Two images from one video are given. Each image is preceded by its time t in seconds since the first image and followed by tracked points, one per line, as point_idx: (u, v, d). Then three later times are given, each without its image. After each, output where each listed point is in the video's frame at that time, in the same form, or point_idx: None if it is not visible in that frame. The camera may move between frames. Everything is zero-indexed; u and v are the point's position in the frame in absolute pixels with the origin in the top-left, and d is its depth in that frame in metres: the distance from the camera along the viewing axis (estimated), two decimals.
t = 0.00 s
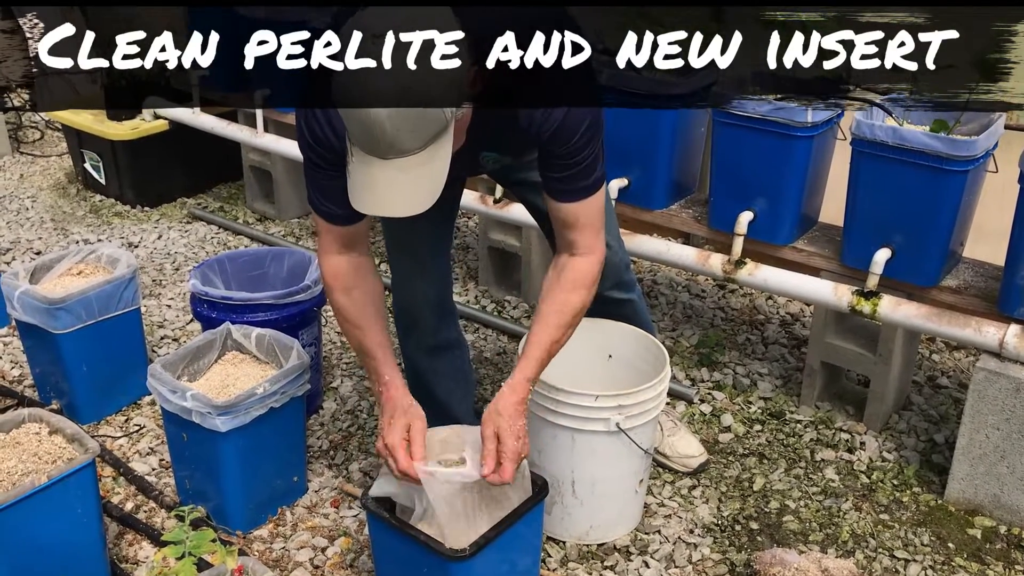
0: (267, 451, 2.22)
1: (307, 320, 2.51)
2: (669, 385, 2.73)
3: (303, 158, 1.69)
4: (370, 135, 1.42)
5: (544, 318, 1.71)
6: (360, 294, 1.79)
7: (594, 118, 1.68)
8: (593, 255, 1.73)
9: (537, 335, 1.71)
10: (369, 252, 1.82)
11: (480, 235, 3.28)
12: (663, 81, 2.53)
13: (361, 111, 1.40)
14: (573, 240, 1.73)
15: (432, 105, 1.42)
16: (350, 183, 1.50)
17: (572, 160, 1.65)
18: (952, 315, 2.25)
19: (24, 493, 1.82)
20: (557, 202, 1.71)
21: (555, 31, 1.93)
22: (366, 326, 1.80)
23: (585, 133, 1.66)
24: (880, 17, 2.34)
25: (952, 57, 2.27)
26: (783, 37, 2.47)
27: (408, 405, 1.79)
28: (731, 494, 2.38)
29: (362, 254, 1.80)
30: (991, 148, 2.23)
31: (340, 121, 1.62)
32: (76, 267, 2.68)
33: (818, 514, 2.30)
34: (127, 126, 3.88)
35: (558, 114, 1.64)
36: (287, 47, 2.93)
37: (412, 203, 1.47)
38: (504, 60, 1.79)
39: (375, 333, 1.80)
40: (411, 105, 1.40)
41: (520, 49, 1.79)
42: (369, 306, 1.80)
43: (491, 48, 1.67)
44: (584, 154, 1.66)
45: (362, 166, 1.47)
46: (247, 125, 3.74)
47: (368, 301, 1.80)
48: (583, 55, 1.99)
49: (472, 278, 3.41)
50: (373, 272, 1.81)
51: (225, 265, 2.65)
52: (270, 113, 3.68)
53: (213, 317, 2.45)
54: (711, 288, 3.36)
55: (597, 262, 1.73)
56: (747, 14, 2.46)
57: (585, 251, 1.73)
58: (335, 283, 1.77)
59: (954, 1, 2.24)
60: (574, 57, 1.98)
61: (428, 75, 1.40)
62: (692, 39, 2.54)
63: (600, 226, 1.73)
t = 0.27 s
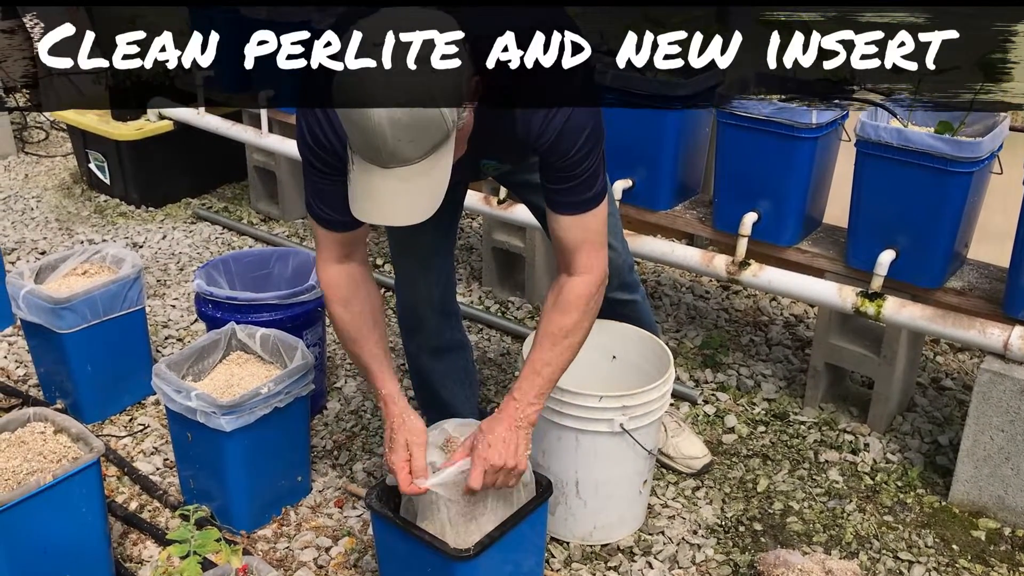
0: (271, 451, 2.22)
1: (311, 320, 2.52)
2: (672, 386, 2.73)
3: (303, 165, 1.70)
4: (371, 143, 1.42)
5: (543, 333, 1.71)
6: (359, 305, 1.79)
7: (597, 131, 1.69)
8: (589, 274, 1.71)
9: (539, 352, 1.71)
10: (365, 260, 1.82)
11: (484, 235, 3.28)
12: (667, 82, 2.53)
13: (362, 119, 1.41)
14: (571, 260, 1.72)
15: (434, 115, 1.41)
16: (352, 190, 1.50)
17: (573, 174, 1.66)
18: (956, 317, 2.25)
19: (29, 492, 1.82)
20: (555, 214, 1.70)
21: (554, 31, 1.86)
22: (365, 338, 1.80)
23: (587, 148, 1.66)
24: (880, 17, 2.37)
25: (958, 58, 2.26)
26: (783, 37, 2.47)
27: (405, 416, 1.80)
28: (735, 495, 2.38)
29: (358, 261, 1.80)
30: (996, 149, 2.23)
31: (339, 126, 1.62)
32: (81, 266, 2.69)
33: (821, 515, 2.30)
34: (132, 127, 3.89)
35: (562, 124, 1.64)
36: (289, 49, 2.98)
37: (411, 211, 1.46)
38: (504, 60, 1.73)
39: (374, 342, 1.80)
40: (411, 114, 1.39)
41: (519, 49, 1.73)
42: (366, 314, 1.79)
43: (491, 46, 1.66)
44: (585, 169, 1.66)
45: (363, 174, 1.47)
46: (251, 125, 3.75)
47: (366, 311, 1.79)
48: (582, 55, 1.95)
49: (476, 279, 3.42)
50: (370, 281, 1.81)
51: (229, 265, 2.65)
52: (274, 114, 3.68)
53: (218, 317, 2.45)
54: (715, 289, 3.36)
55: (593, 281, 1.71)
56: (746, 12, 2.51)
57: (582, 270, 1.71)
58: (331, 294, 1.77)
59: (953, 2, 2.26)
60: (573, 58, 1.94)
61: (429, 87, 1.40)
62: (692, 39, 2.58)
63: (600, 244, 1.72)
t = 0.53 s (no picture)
0: (274, 451, 2.22)
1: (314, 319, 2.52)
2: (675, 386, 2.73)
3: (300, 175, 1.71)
4: (375, 162, 1.42)
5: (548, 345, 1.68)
6: (344, 327, 1.73)
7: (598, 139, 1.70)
8: (592, 283, 1.69)
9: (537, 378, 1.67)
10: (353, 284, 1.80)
11: (487, 235, 3.28)
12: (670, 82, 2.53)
13: (365, 139, 1.40)
14: (573, 270, 1.70)
15: (437, 135, 1.40)
16: (356, 206, 1.51)
17: (574, 183, 1.66)
18: (958, 317, 2.25)
19: (33, 490, 1.83)
20: (558, 221, 1.69)
21: (554, 31, 1.89)
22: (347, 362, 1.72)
23: (588, 157, 1.67)
24: (880, 17, 2.31)
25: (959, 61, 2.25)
26: (783, 36, 2.43)
27: (398, 446, 1.71)
28: (737, 496, 2.38)
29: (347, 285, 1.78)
30: (999, 150, 2.23)
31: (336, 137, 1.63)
32: (85, 266, 2.69)
33: (824, 516, 2.30)
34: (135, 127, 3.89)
35: (563, 130, 1.65)
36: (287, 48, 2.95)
37: (415, 229, 1.46)
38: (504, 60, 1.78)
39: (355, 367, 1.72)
40: (415, 135, 1.39)
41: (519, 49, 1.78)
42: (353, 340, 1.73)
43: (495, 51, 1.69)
44: (590, 177, 1.67)
45: (367, 191, 1.47)
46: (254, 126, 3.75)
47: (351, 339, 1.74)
48: (582, 54, 1.95)
49: (478, 279, 3.42)
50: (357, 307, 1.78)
51: (232, 265, 2.65)
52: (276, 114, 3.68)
53: (221, 316, 2.46)
54: (718, 289, 3.36)
55: (597, 290, 1.69)
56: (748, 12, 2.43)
57: (585, 279, 1.69)
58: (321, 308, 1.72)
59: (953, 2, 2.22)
60: (573, 57, 1.93)
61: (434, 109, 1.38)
62: (691, 39, 2.54)
63: (602, 253, 1.71)
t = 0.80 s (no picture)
0: (274, 452, 2.23)
1: (314, 320, 2.52)
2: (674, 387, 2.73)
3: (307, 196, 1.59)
4: (383, 180, 1.39)
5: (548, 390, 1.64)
6: (352, 378, 1.67)
7: (590, 166, 1.59)
8: (574, 322, 1.60)
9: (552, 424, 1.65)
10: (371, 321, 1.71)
11: (487, 237, 3.28)
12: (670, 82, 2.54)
13: (375, 155, 1.37)
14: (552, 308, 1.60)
15: (446, 153, 1.38)
16: (362, 223, 1.49)
17: (559, 212, 1.56)
18: (958, 319, 2.25)
19: (33, 491, 1.83)
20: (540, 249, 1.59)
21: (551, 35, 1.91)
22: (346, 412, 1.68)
23: (575, 185, 1.57)
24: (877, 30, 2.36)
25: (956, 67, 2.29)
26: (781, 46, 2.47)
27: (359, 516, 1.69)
28: (736, 497, 2.38)
29: (364, 326, 1.68)
30: (998, 150, 2.23)
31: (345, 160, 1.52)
32: (85, 267, 2.69)
33: (823, 517, 2.30)
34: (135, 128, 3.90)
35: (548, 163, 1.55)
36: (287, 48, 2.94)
37: (423, 246, 1.45)
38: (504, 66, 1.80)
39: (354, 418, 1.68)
40: (424, 154, 1.36)
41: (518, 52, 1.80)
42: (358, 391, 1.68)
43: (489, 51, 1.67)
44: (575, 203, 1.57)
45: (374, 209, 1.45)
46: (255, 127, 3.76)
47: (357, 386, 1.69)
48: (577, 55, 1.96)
49: (478, 280, 3.42)
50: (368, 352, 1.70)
51: (232, 265, 2.66)
52: (276, 115, 3.68)
53: (221, 317, 2.46)
54: (717, 290, 3.36)
55: (581, 331, 1.61)
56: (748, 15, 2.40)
57: (566, 319, 1.60)
58: (331, 354, 1.65)
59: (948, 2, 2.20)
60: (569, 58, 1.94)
61: (443, 126, 1.36)
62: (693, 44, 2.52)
63: (580, 288, 1.60)
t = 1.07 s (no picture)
0: (273, 455, 2.23)
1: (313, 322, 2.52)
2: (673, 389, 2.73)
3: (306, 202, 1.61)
4: (385, 198, 1.40)
5: (579, 340, 1.78)
6: (335, 339, 1.74)
7: (598, 156, 1.64)
8: (608, 276, 1.77)
9: (579, 363, 1.78)
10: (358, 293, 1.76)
11: (485, 239, 3.28)
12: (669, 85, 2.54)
13: (377, 176, 1.37)
14: (588, 267, 1.76)
15: (449, 172, 1.38)
16: (363, 236, 1.50)
17: (575, 203, 1.65)
18: (956, 321, 2.26)
19: (32, 495, 1.83)
20: (565, 230, 1.71)
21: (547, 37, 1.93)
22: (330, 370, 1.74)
23: (589, 176, 1.63)
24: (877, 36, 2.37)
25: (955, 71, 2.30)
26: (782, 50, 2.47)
27: (353, 472, 1.75)
28: (735, 499, 2.38)
29: (349, 295, 1.74)
30: (996, 153, 2.23)
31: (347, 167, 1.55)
32: (84, 270, 2.70)
33: (822, 519, 2.30)
34: (135, 131, 3.90)
35: (568, 158, 1.59)
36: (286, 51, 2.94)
37: (425, 261, 1.46)
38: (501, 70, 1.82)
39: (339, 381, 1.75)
40: (427, 174, 1.37)
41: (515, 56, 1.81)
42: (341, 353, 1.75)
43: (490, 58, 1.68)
44: (594, 194, 1.64)
45: (376, 223, 1.46)
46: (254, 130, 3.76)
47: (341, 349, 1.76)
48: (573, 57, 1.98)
49: (477, 282, 3.42)
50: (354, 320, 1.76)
51: (231, 268, 2.66)
52: (275, 118, 3.69)
53: (219, 319, 2.46)
54: (716, 292, 3.36)
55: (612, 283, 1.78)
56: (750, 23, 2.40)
57: (601, 273, 1.77)
58: (314, 318, 1.72)
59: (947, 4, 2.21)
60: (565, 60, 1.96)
61: (446, 147, 1.36)
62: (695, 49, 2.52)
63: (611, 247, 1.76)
